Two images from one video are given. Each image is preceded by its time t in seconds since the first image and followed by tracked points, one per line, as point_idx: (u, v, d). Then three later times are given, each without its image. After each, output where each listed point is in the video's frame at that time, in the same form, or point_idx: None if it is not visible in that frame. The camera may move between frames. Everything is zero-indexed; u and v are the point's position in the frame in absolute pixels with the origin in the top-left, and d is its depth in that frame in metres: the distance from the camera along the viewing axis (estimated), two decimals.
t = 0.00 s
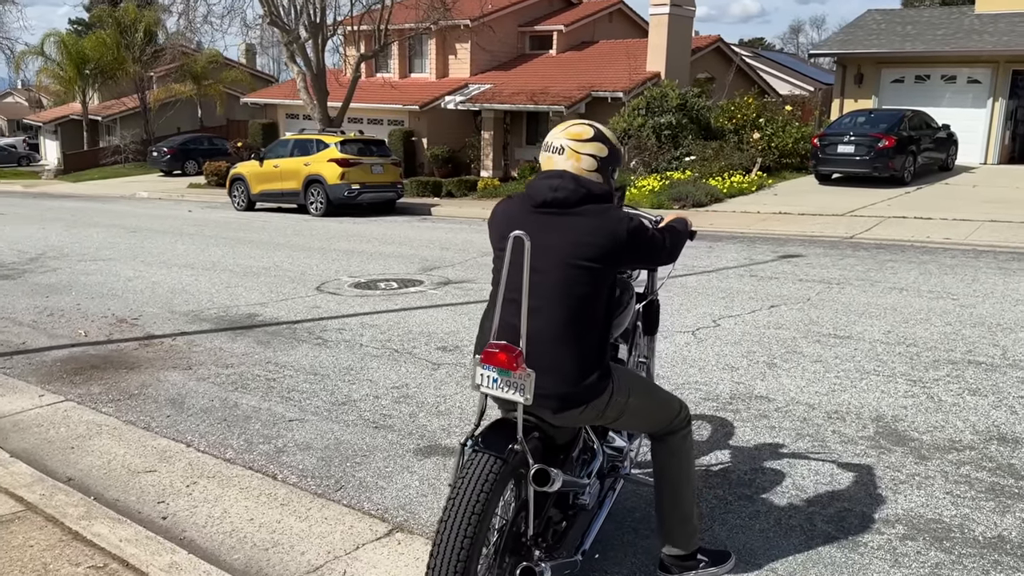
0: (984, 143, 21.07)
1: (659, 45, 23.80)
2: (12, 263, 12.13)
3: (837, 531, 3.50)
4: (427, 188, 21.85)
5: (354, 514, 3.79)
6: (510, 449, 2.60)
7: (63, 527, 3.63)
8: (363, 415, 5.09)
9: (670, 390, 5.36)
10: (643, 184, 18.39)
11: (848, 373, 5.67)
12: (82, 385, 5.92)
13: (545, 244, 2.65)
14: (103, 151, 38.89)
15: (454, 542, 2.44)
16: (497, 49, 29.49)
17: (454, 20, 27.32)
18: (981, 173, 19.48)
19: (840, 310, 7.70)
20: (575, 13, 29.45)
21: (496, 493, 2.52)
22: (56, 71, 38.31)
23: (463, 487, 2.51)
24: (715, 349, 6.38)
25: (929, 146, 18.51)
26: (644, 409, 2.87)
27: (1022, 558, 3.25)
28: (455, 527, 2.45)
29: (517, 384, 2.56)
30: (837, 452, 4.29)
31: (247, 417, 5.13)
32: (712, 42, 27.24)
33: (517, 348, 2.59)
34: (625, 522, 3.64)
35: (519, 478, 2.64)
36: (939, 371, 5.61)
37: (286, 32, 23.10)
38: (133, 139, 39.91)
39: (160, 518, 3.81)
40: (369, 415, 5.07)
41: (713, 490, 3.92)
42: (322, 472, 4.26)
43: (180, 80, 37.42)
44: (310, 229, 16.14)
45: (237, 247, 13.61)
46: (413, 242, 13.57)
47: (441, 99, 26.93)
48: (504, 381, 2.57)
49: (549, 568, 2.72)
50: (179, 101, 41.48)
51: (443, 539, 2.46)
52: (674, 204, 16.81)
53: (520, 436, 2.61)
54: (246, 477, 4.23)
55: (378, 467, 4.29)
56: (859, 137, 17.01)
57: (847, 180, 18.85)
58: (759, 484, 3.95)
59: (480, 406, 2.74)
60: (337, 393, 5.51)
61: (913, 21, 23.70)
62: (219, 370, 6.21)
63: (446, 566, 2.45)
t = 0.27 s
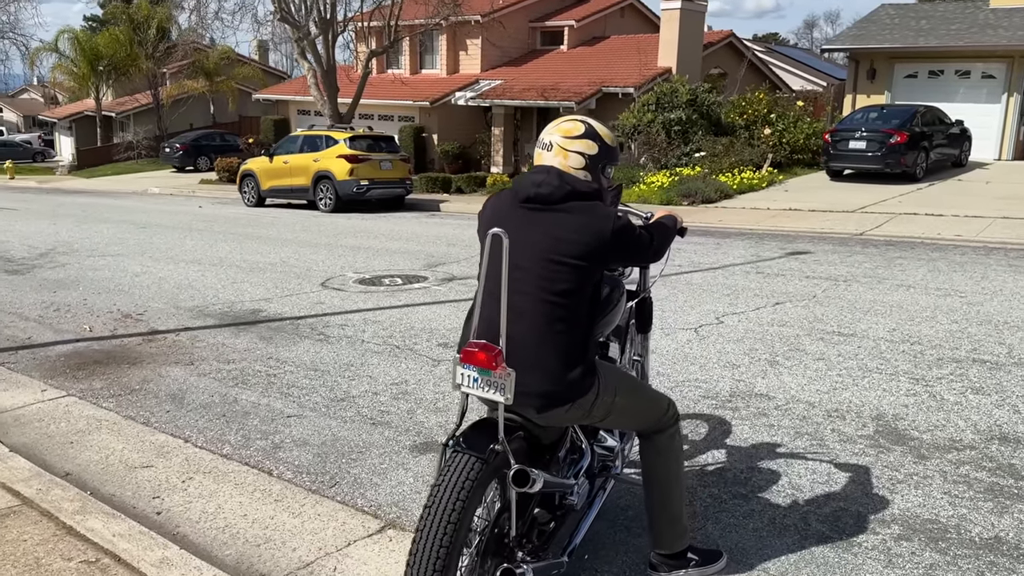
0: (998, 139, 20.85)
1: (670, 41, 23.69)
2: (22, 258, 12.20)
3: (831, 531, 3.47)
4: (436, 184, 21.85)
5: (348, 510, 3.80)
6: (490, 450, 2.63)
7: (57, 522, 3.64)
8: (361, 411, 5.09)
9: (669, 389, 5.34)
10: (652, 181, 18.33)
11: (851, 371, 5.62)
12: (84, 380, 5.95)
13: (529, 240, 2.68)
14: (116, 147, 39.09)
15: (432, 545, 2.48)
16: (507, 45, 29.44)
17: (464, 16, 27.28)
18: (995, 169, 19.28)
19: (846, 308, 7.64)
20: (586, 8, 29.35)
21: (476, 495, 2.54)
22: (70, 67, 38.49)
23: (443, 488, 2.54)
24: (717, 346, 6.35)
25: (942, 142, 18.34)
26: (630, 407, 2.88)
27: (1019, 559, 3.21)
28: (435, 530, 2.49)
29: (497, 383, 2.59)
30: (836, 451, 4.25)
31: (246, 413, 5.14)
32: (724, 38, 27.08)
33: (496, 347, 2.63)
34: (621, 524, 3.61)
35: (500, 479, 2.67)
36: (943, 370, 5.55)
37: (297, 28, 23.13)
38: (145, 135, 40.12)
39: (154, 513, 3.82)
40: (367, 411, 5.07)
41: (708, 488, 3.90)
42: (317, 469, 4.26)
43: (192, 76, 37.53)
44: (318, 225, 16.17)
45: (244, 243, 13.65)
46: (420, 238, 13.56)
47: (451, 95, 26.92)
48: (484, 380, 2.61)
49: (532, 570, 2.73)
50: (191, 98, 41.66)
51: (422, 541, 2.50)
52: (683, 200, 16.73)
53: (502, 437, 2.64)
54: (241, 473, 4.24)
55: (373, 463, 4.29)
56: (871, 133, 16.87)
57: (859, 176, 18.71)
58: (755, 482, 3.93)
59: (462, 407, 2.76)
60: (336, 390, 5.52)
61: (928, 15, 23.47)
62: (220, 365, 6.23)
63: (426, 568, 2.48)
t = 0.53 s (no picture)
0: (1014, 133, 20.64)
1: (682, 35, 23.58)
2: (34, 251, 12.30)
3: (830, 526, 3.46)
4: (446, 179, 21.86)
5: (347, 501, 3.81)
6: (477, 444, 2.64)
7: (60, 511, 3.67)
8: (364, 404, 5.10)
9: (672, 383, 5.32)
10: (663, 175, 18.27)
11: (856, 366, 5.59)
12: (91, 372, 6.00)
13: (519, 234, 2.69)
14: (130, 142, 39.31)
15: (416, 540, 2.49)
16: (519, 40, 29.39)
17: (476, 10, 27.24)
18: (1010, 164, 19.09)
19: (853, 303, 7.59)
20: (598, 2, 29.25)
21: (464, 489, 2.55)
22: (84, 62, 38.71)
23: (430, 484, 2.55)
24: (722, 341, 6.33)
25: (956, 136, 18.18)
26: (622, 402, 2.90)
27: (1018, 554, 3.19)
28: (419, 525, 2.50)
29: (484, 377, 2.62)
30: (838, 446, 4.23)
31: (249, 405, 5.16)
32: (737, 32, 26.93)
33: (483, 342, 2.66)
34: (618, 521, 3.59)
35: (488, 474, 2.68)
36: (949, 365, 5.51)
37: (308, 23, 23.16)
38: (159, 130, 40.33)
39: (155, 503, 3.85)
40: (370, 404, 5.09)
41: (707, 483, 3.89)
42: (318, 460, 4.28)
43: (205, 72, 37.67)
44: (328, 220, 16.21)
45: (254, 237, 13.70)
46: (428, 232, 13.57)
47: (462, 90, 26.91)
48: (471, 375, 2.64)
49: (520, 566, 2.74)
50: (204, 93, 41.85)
51: (408, 535, 2.51)
52: (693, 195, 16.67)
53: (489, 432, 2.66)
54: (243, 464, 4.27)
55: (374, 456, 4.31)
56: (884, 128, 16.75)
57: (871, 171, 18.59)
58: (755, 477, 3.92)
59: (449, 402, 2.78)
60: (339, 382, 5.54)
61: (943, 8, 23.24)
62: (226, 358, 6.26)
63: (411, 563, 2.49)
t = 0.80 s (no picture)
0: None
1: (695, 29, 23.47)
2: (47, 245, 12.39)
3: (835, 521, 3.45)
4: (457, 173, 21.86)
5: (353, 493, 3.83)
6: (481, 435, 2.65)
7: (70, 501, 3.71)
8: (372, 397, 5.12)
9: (680, 377, 5.32)
10: (674, 170, 18.21)
11: (865, 361, 5.56)
12: (102, 364, 6.05)
13: (526, 229, 2.69)
14: (143, 136, 39.49)
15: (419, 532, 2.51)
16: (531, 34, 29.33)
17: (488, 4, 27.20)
18: None
19: (864, 298, 7.55)
20: None
21: (465, 481, 2.56)
22: (98, 57, 38.89)
23: (432, 475, 2.56)
24: (730, 335, 6.31)
25: (972, 131, 18.02)
26: (625, 396, 2.94)
27: None
28: (422, 515, 2.52)
29: (487, 370, 2.63)
30: (843, 441, 4.21)
31: (258, 398, 5.19)
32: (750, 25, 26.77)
33: (485, 334, 2.66)
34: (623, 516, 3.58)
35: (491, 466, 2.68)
36: (959, 360, 5.48)
37: (320, 18, 23.19)
38: (172, 125, 40.49)
39: (164, 494, 3.88)
40: (377, 397, 5.11)
41: (713, 476, 3.89)
42: (325, 453, 4.30)
43: (218, 66, 37.76)
44: (339, 214, 16.26)
45: (266, 231, 13.76)
46: (438, 227, 13.59)
47: (474, 84, 26.89)
48: (473, 367, 2.66)
49: (522, 557, 2.75)
50: (217, 88, 42.00)
51: (410, 528, 2.53)
52: (705, 189, 16.62)
53: (492, 423, 2.67)
54: (252, 456, 4.30)
55: (381, 448, 4.33)
56: (897, 122, 16.63)
57: (885, 165, 18.46)
58: (761, 471, 3.92)
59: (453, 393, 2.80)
60: (348, 375, 5.56)
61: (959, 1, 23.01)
62: (236, 351, 6.30)
63: (413, 556, 2.51)
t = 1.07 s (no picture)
0: None
1: (706, 25, 23.40)
2: (60, 242, 12.48)
3: (844, 518, 3.45)
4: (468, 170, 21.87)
5: (363, 489, 3.86)
6: (488, 431, 2.68)
7: (82, 497, 3.74)
8: (381, 394, 5.15)
9: (689, 374, 5.32)
10: (685, 167, 18.17)
11: (875, 358, 5.55)
12: (114, 360, 6.10)
13: (534, 225, 2.71)
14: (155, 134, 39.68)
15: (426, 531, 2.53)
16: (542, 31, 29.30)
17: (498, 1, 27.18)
18: None
19: (875, 295, 7.52)
20: None
21: (473, 476, 2.58)
22: (111, 55, 39.10)
23: (439, 471, 2.59)
24: (740, 333, 6.30)
25: (984, 127, 17.90)
26: (633, 388, 2.97)
27: None
28: (429, 511, 2.54)
29: (493, 367, 2.63)
30: (852, 439, 4.20)
31: (269, 394, 5.23)
32: (761, 21, 26.67)
33: (492, 329, 2.67)
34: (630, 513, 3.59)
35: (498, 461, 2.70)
36: (970, 358, 5.46)
37: (331, 15, 23.23)
38: (184, 122, 40.67)
39: (176, 490, 3.92)
40: (387, 394, 5.13)
41: (722, 474, 3.90)
42: (336, 449, 4.33)
43: (229, 64, 37.88)
44: (349, 211, 16.30)
45: (277, 228, 13.81)
46: (448, 224, 13.61)
47: (484, 81, 26.89)
48: (480, 363, 2.66)
49: (530, 551, 2.78)
50: (229, 85, 42.17)
51: (418, 523, 2.56)
52: (716, 186, 16.58)
53: (498, 419, 2.69)
54: (262, 452, 4.33)
55: (391, 444, 4.35)
56: (910, 119, 16.53)
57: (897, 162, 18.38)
58: (769, 468, 3.93)
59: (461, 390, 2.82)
60: (358, 372, 5.59)
61: None
62: (247, 348, 6.34)
63: (421, 554, 2.54)
